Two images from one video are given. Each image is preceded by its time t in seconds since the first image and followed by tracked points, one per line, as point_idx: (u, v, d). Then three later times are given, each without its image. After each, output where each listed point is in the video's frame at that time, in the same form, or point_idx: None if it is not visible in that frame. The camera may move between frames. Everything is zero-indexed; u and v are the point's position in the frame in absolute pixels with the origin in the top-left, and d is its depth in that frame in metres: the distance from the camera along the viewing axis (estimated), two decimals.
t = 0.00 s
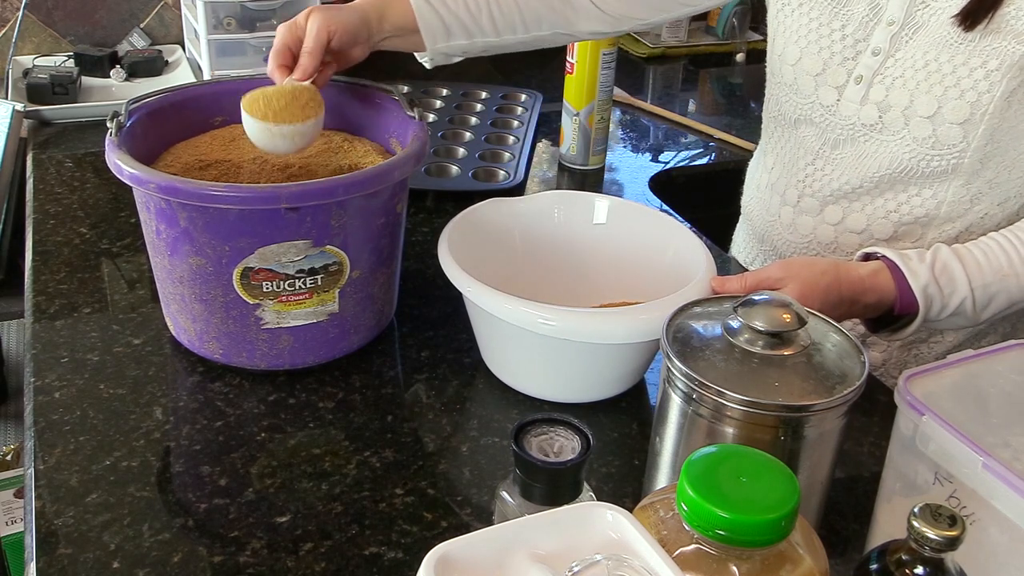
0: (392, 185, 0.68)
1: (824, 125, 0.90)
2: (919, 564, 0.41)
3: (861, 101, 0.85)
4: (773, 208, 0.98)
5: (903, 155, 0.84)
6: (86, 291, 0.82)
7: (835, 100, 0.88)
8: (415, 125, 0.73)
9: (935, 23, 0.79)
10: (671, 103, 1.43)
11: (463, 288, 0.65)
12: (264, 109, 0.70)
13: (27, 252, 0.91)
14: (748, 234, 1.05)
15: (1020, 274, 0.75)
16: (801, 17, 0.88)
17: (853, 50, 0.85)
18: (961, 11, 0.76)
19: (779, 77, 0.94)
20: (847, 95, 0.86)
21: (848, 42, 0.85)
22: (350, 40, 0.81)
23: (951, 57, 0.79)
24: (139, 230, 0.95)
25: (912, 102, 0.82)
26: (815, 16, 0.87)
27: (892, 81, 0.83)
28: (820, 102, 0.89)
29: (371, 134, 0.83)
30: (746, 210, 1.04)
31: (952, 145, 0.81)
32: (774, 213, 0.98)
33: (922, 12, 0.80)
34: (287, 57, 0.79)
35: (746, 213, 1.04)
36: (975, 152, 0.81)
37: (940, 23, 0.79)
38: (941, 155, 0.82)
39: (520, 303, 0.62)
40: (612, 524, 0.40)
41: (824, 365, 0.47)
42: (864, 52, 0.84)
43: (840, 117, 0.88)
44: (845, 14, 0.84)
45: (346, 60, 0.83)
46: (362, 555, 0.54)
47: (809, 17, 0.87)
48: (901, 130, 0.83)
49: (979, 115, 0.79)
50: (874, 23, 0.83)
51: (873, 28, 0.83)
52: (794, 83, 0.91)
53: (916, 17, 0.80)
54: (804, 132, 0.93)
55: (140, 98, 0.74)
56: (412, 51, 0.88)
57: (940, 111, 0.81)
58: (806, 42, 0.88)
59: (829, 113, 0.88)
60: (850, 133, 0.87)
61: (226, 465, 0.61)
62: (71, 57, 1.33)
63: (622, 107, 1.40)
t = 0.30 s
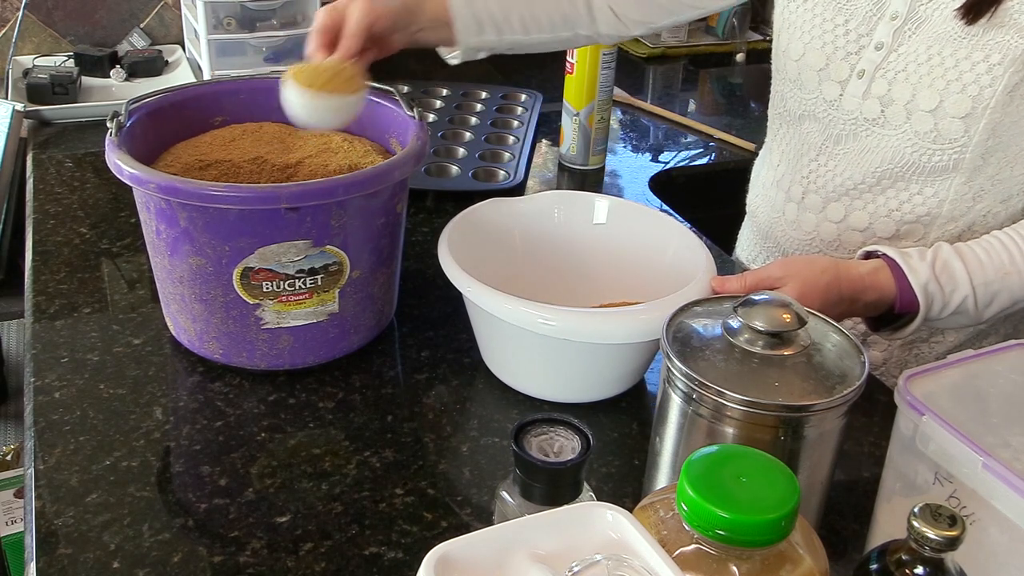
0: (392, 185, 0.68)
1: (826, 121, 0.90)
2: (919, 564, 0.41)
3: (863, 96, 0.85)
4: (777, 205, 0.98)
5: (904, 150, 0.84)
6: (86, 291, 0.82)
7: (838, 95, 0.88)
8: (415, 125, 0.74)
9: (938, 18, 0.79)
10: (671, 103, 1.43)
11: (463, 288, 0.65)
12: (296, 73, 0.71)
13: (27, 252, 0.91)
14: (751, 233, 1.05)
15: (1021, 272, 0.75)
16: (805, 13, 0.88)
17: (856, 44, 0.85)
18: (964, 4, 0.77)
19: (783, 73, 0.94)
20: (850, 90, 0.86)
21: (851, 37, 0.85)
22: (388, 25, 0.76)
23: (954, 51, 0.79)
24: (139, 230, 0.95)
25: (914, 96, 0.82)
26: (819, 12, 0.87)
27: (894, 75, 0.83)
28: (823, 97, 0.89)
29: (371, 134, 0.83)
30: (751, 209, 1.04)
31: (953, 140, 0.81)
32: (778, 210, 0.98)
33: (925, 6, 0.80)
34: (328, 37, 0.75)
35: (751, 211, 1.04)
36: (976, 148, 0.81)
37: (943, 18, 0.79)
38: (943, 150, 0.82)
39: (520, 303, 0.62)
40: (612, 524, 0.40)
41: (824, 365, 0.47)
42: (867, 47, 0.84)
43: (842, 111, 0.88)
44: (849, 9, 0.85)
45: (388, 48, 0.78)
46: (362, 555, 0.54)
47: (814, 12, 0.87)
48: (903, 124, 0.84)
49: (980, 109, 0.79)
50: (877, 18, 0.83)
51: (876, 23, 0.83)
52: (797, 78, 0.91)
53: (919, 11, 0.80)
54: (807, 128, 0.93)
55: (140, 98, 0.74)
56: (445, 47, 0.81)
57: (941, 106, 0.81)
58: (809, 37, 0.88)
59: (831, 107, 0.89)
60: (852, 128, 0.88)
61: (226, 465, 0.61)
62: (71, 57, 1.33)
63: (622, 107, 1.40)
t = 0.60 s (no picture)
0: (393, 185, 0.68)
1: (825, 119, 0.89)
2: (919, 564, 0.41)
3: (862, 93, 0.85)
4: (778, 205, 0.98)
5: (903, 149, 0.84)
6: (86, 291, 0.82)
7: (837, 92, 0.87)
8: (415, 125, 0.74)
9: (939, 16, 0.79)
10: (671, 103, 1.43)
11: (463, 288, 0.65)
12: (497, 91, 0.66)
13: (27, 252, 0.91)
14: (752, 232, 1.05)
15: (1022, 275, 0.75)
16: (807, 10, 0.89)
17: (855, 42, 0.85)
18: (967, 1, 0.77)
19: (783, 71, 0.94)
20: (849, 88, 0.86)
21: (850, 35, 0.85)
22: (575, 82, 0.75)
23: (954, 50, 0.79)
24: (139, 230, 0.95)
25: (914, 95, 0.82)
26: (819, 10, 0.87)
27: (894, 73, 0.83)
28: (822, 95, 0.89)
29: (370, 134, 0.83)
30: (752, 208, 1.04)
31: (953, 139, 0.81)
32: (778, 209, 0.98)
33: (926, 5, 0.80)
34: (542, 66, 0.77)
35: (752, 211, 1.04)
36: (975, 148, 0.81)
37: (943, 16, 0.79)
38: (942, 150, 0.82)
39: (519, 303, 0.62)
40: (612, 524, 0.40)
41: (825, 365, 0.47)
42: (866, 44, 0.84)
43: (841, 109, 0.87)
44: (848, 7, 0.85)
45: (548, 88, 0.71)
46: (362, 555, 0.54)
47: (814, 10, 0.88)
48: (902, 123, 0.83)
49: (980, 110, 0.79)
50: (877, 15, 0.83)
51: (876, 21, 0.83)
52: (797, 76, 0.91)
53: (920, 9, 0.80)
54: (807, 126, 0.93)
55: (140, 98, 0.74)
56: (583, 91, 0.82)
57: (941, 105, 0.81)
58: (809, 35, 0.89)
59: (830, 105, 0.88)
60: (851, 126, 0.87)
61: (226, 465, 0.61)
62: (71, 57, 1.33)
63: (622, 107, 1.40)
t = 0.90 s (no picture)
0: (393, 185, 0.68)
1: (825, 121, 0.90)
2: (919, 564, 0.41)
3: (861, 96, 0.85)
4: (778, 206, 0.98)
5: (903, 151, 0.84)
6: (85, 291, 0.82)
7: (837, 95, 0.88)
8: (415, 125, 0.74)
9: (939, 18, 0.79)
10: (671, 103, 1.43)
11: (463, 288, 0.65)
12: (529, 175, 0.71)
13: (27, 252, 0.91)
14: (752, 232, 1.05)
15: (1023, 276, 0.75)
16: (806, 13, 0.89)
17: (854, 44, 0.85)
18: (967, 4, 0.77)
19: (783, 74, 0.94)
20: (849, 89, 0.86)
21: (849, 36, 0.85)
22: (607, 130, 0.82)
23: (954, 52, 0.79)
24: (139, 229, 0.95)
25: (914, 97, 0.82)
26: (818, 12, 0.88)
27: (893, 75, 0.83)
28: (822, 97, 0.89)
29: (371, 134, 0.83)
30: (752, 209, 1.04)
31: (953, 141, 0.81)
32: (779, 211, 0.98)
33: (925, 6, 0.80)
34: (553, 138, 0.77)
35: (751, 212, 1.04)
36: (976, 149, 0.81)
37: (943, 17, 0.79)
38: (942, 152, 0.82)
39: (519, 303, 0.62)
40: (612, 524, 0.40)
41: (825, 365, 0.47)
42: (866, 46, 0.84)
43: (840, 111, 0.88)
44: (847, 9, 0.85)
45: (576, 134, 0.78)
46: (362, 555, 0.54)
47: (813, 13, 0.88)
48: (902, 125, 0.84)
49: (980, 111, 0.79)
50: (876, 17, 0.83)
51: (875, 22, 0.83)
52: (796, 79, 0.91)
53: (919, 11, 0.80)
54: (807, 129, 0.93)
55: (140, 98, 0.74)
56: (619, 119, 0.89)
57: (941, 107, 0.81)
58: (808, 37, 0.89)
59: (830, 108, 0.89)
60: (852, 128, 0.87)
61: (226, 465, 0.61)
62: (71, 58, 1.33)
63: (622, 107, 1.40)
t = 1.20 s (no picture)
0: (393, 185, 0.68)
1: (826, 126, 0.90)
2: (919, 564, 0.41)
3: (861, 103, 0.85)
4: (777, 208, 0.98)
5: (904, 157, 0.84)
6: (86, 291, 0.82)
7: (836, 101, 0.87)
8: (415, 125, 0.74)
9: (938, 25, 0.79)
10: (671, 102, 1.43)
11: (462, 288, 0.65)
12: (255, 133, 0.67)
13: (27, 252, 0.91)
14: (751, 233, 1.05)
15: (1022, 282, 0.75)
16: (801, 18, 0.88)
17: (854, 50, 0.85)
18: (966, 12, 0.77)
19: (781, 78, 0.93)
20: (848, 96, 0.86)
21: (849, 43, 0.85)
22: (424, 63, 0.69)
23: (953, 60, 0.79)
24: (139, 229, 0.95)
25: (914, 105, 0.82)
26: (816, 17, 0.86)
27: (894, 82, 0.83)
28: (822, 103, 0.89)
29: (371, 134, 0.83)
30: (751, 210, 1.04)
31: (953, 149, 0.81)
32: (777, 213, 0.98)
33: (925, 13, 0.80)
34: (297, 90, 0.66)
35: (750, 213, 1.04)
36: (976, 157, 0.81)
37: (943, 25, 0.79)
38: (943, 159, 0.82)
39: (519, 303, 0.62)
40: (612, 524, 0.40)
41: (825, 365, 0.47)
42: (865, 52, 0.84)
43: (841, 118, 0.87)
44: (847, 14, 0.84)
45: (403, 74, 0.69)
46: (362, 555, 0.54)
47: (811, 17, 0.87)
48: (903, 133, 0.84)
49: (980, 120, 0.79)
50: (876, 23, 0.83)
51: (875, 29, 0.83)
52: (795, 83, 0.91)
53: (919, 18, 0.80)
54: (807, 132, 0.93)
55: (140, 98, 0.74)
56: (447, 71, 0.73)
57: (942, 115, 0.81)
58: (807, 42, 0.88)
59: (830, 113, 0.88)
60: (852, 134, 0.87)
61: (226, 465, 0.61)
62: (71, 58, 1.33)
63: (622, 107, 1.40)
